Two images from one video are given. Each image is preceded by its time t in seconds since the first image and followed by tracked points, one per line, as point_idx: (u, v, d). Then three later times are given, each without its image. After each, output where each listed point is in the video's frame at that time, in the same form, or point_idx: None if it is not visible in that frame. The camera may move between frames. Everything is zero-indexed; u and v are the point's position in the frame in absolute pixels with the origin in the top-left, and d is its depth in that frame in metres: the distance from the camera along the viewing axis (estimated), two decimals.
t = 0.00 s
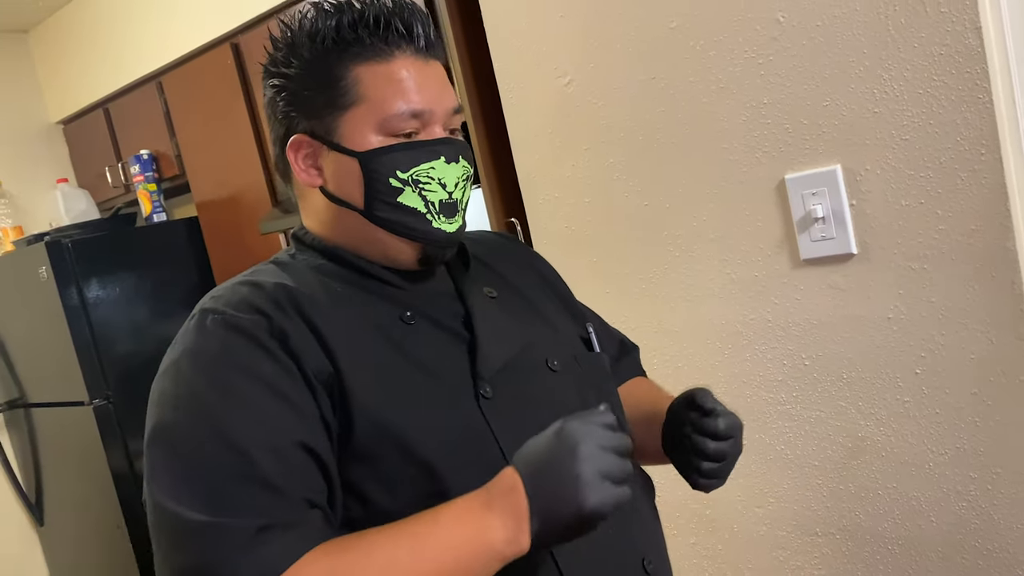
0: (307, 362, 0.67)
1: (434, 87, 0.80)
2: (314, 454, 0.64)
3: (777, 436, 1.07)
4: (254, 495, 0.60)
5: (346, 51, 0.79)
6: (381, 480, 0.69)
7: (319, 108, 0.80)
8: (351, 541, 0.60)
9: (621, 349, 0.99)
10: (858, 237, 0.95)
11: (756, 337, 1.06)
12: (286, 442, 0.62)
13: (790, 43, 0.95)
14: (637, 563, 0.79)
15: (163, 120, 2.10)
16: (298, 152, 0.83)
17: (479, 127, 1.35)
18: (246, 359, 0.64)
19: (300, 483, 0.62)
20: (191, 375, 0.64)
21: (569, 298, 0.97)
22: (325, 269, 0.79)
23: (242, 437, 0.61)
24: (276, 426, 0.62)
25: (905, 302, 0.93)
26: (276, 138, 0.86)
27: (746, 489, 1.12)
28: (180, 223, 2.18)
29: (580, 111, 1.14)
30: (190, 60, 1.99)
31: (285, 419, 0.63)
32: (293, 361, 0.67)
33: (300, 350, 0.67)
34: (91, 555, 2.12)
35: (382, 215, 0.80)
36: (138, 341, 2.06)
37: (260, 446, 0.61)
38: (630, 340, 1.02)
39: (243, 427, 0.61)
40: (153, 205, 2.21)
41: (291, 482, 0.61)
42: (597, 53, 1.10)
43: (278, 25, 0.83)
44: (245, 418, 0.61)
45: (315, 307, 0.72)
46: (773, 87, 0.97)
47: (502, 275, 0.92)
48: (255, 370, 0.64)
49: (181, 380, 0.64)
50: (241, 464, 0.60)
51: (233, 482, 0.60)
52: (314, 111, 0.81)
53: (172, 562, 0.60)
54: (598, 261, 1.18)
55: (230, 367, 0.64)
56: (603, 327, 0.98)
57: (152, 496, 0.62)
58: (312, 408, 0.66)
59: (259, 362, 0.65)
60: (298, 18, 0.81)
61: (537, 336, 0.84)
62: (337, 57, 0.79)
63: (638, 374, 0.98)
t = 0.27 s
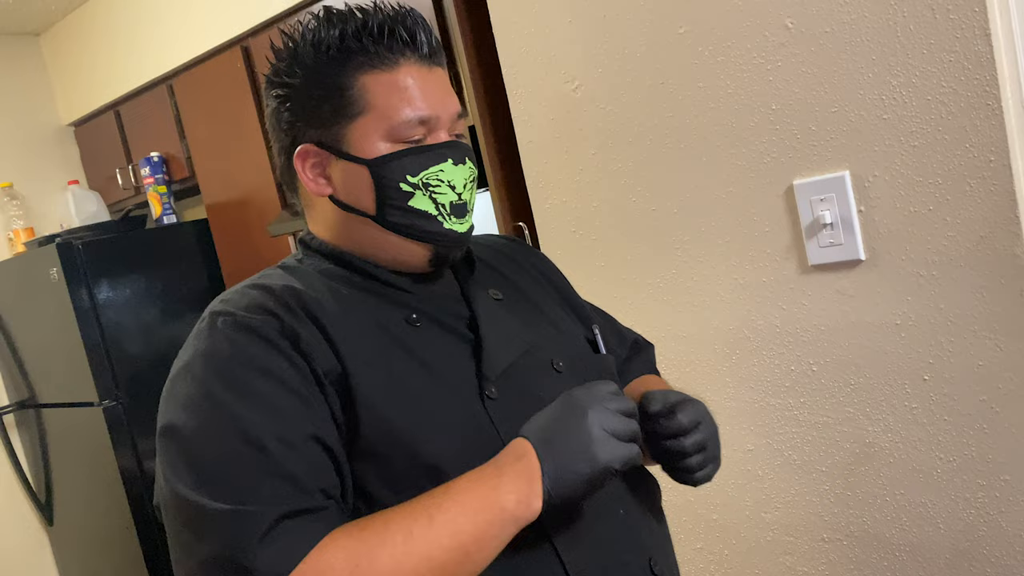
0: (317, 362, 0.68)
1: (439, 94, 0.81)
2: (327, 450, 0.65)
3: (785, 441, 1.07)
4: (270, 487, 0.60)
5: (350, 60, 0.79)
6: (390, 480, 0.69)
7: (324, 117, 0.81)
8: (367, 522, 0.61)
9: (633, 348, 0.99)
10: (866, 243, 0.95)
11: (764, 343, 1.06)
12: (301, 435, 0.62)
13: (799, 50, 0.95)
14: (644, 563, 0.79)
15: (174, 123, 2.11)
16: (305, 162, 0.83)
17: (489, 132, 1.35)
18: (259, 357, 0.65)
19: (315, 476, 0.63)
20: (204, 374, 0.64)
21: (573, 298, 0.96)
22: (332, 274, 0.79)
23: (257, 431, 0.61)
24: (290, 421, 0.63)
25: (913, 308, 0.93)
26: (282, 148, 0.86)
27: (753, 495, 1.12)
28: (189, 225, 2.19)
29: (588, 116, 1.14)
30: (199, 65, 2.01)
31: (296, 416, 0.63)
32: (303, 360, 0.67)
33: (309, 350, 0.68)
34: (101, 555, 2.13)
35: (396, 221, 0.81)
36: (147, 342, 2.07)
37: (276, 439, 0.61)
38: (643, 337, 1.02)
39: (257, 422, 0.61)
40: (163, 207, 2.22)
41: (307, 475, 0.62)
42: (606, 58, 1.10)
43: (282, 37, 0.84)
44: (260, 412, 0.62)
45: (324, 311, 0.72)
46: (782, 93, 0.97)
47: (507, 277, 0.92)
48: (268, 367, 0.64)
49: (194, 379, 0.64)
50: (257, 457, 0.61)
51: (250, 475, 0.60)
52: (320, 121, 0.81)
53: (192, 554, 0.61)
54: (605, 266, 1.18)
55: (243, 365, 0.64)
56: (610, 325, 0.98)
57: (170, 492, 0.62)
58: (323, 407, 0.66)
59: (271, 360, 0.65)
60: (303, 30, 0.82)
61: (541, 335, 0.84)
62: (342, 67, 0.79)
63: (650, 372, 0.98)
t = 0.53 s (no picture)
0: (320, 366, 0.68)
1: (438, 93, 0.82)
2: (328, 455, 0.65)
3: (791, 445, 1.07)
4: (270, 493, 0.61)
5: (349, 64, 0.79)
6: (393, 484, 0.70)
7: (326, 122, 0.81)
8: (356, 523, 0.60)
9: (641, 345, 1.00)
10: (873, 246, 0.94)
11: (770, 346, 1.06)
12: (302, 441, 0.63)
13: (805, 54, 0.95)
14: (647, 567, 0.79)
15: (181, 125, 2.13)
16: (310, 168, 0.83)
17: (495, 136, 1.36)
18: (262, 362, 0.65)
19: (316, 481, 0.63)
20: (207, 379, 0.65)
21: (578, 301, 0.96)
22: (337, 278, 0.79)
23: (258, 436, 0.61)
24: (291, 426, 0.63)
25: (919, 312, 0.93)
26: (284, 155, 0.86)
27: (759, 498, 1.12)
28: (197, 227, 2.20)
29: (594, 119, 1.14)
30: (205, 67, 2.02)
31: (298, 420, 0.64)
32: (306, 365, 0.67)
33: (312, 354, 0.68)
34: (108, 555, 2.14)
35: (403, 219, 0.81)
36: (155, 343, 2.08)
37: (276, 445, 0.61)
38: (650, 334, 1.03)
39: (258, 428, 0.62)
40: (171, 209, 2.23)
41: (307, 480, 0.62)
42: (611, 62, 1.10)
43: (278, 45, 0.83)
44: (261, 418, 0.62)
45: (328, 315, 0.73)
46: (788, 97, 0.97)
47: (511, 280, 0.93)
48: (270, 373, 0.65)
49: (197, 383, 0.65)
50: (257, 462, 0.61)
51: (250, 480, 0.61)
52: (321, 125, 0.81)
53: (190, 557, 0.62)
54: (611, 269, 1.18)
55: (246, 370, 0.64)
56: (615, 327, 0.98)
57: (171, 496, 0.63)
58: (326, 412, 0.66)
59: (274, 365, 0.65)
60: (299, 37, 0.82)
61: (545, 338, 0.85)
62: (342, 71, 0.79)
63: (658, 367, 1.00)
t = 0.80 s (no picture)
0: (321, 367, 0.68)
1: (438, 90, 0.81)
2: (327, 458, 0.65)
3: (797, 445, 1.06)
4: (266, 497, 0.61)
5: (350, 62, 0.79)
6: (393, 485, 0.70)
7: (326, 120, 0.81)
8: (356, 530, 0.60)
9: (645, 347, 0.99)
10: (878, 245, 0.94)
11: (775, 345, 1.05)
12: (300, 444, 0.63)
13: (811, 52, 0.94)
14: (650, 568, 0.79)
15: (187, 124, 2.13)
16: (310, 165, 0.83)
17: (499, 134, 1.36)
18: (262, 363, 0.65)
19: (314, 484, 0.63)
20: (207, 379, 0.65)
21: (583, 302, 0.96)
22: (340, 276, 0.79)
23: (256, 439, 0.62)
24: (290, 429, 0.63)
25: (925, 311, 0.93)
26: (287, 154, 0.86)
27: (764, 498, 1.11)
28: (202, 226, 2.20)
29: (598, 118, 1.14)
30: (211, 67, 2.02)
31: (297, 423, 0.64)
32: (307, 367, 0.67)
33: (313, 355, 0.68)
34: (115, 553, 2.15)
35: (402, 218, 0.81)
36: (160, 342, 2.09)
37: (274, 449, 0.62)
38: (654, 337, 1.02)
39: (256, 430, 0.62)
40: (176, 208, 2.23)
41: (305, 483, 0.62)
42: (616, 60, 1.10)
43: (280, 43, 0.83)
44: (259, 421, 0.62)
45: (331, 314, 0.73)
46: (794, 96, 0.96)
47: (515, 281, 0.93)
48: (270, 374, 0.65)
49: (197, 383, 0.65)
50: (254, 466, 0.61)
51: (247, 483, 0.61)
52: (322, 123, 0.81)
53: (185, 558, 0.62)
54: (615, 268, 1.18)
55: (246, 371, 0.65)
56: (619, 328, 0.98)
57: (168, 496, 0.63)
58: (326, 414, 0.67)
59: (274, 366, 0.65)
60: (301, 35, 0.82)
61: (547, 336, 0.85)
62: (342, 69, 0.79)
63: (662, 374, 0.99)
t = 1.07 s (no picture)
0: (326, 362, 0.68)
1: (433, 83, 0.81)
2: (331, 455, 0.65)
3: (801, 441, 1.06)
4: (270, 495, 0.61)
5: (342, 61, 0.79)
6: (396, 481, 0.69)
7: (323, 121, 0.81)
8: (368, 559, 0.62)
9: (644, 353, 0.98)
10: (882, 241, 0.94)
11: (779, 341, 1.05)
12: (304, 441, 0.63)
13: (815, 47, 0.94)
14: (653, 566, 0.79)
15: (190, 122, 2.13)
16: (310, 167, 0.83)
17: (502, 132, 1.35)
18: (266, 359, 0.65)
19: (317, 482, 0.63)
20: (211, 374, 0.65)
21: (588, 300, 0.96)
22: (346, 271, 0.79)
23: (260, 435, 0.62)
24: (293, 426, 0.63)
25: (930, 307, 0.93)
26: (286, 156, 0.86)
27: (768, 495, 1.11)
28: (206, 224, 2.20)
29: (602, 114, 1.14)
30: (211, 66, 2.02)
31: (301, 419, 0.63)
32: (311, 362, 0.67)
33: (318, 350, 0.68)
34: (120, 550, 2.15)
35: (403, 215, 0.82)
36: (165, 339, 2.09)
37: (277, 445, 0.62)
38: (653, 343, 1.01)
39: (261, 426, 0.62)
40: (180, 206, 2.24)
41: (308, 481, 0.62)
42: (619, 56, 1.10)
43: (272, 47, 0.83)
44: (263, 417, 0.62)
45: (337, 308, 0.73)
46: (798, 91, 0.96)
47: (522, 277, 0.92)
48: (274, 370, 0.65)
49: (202, 378, 0.65)
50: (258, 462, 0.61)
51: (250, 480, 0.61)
52: (319, 125, 0.81)
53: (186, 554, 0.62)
54: (618, 265, 1.18)
55: (250, 367, 0.65)
56: (622, 328, 0.98)
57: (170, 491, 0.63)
58: (329, 410, 0.66)
59: (279, 361, 0.65)
60: (291, 37, 0.82)
61: (555, 335, 0.84)
62: (335, 68, 0.79)
63: (661, 381, 0.98)
